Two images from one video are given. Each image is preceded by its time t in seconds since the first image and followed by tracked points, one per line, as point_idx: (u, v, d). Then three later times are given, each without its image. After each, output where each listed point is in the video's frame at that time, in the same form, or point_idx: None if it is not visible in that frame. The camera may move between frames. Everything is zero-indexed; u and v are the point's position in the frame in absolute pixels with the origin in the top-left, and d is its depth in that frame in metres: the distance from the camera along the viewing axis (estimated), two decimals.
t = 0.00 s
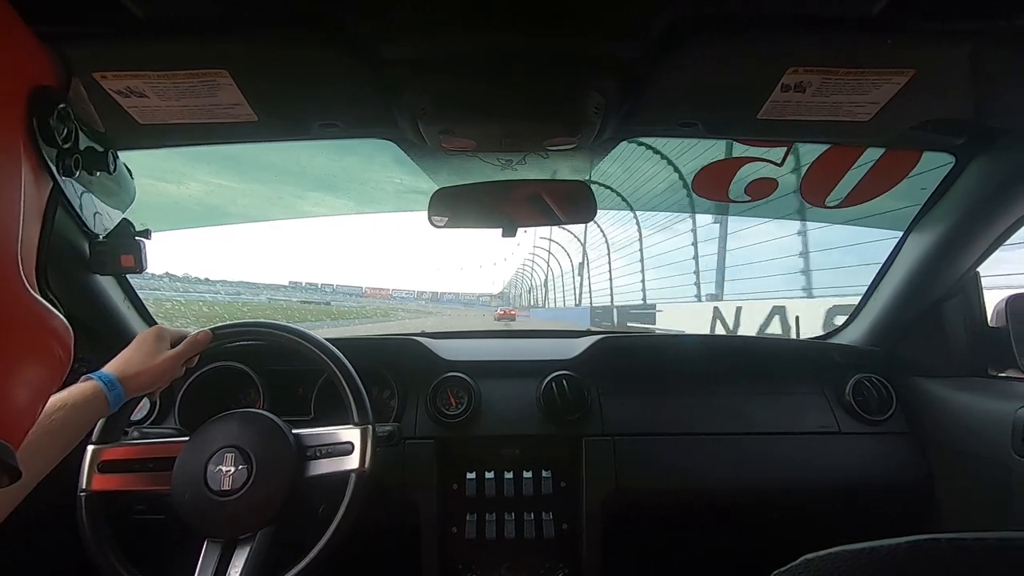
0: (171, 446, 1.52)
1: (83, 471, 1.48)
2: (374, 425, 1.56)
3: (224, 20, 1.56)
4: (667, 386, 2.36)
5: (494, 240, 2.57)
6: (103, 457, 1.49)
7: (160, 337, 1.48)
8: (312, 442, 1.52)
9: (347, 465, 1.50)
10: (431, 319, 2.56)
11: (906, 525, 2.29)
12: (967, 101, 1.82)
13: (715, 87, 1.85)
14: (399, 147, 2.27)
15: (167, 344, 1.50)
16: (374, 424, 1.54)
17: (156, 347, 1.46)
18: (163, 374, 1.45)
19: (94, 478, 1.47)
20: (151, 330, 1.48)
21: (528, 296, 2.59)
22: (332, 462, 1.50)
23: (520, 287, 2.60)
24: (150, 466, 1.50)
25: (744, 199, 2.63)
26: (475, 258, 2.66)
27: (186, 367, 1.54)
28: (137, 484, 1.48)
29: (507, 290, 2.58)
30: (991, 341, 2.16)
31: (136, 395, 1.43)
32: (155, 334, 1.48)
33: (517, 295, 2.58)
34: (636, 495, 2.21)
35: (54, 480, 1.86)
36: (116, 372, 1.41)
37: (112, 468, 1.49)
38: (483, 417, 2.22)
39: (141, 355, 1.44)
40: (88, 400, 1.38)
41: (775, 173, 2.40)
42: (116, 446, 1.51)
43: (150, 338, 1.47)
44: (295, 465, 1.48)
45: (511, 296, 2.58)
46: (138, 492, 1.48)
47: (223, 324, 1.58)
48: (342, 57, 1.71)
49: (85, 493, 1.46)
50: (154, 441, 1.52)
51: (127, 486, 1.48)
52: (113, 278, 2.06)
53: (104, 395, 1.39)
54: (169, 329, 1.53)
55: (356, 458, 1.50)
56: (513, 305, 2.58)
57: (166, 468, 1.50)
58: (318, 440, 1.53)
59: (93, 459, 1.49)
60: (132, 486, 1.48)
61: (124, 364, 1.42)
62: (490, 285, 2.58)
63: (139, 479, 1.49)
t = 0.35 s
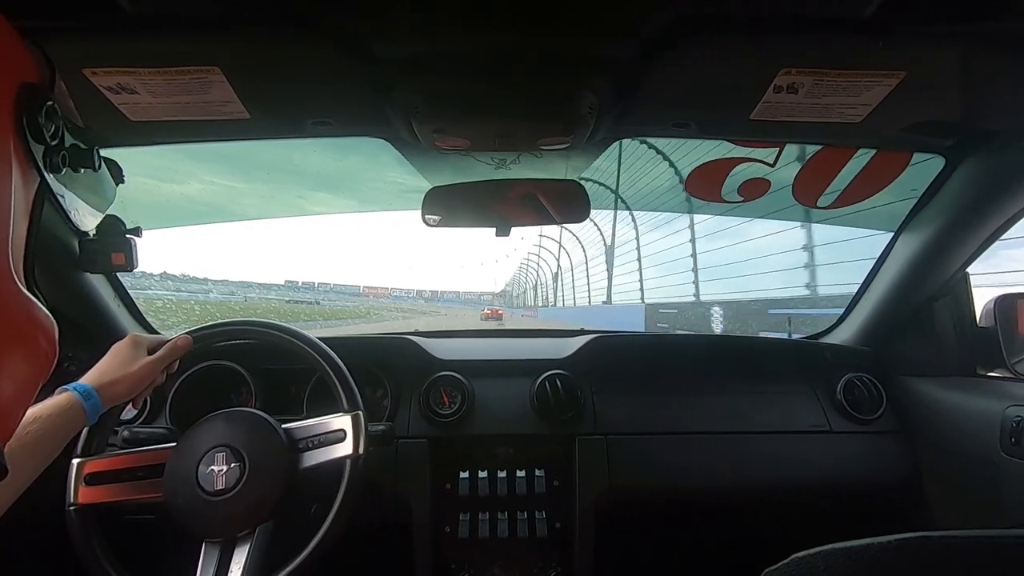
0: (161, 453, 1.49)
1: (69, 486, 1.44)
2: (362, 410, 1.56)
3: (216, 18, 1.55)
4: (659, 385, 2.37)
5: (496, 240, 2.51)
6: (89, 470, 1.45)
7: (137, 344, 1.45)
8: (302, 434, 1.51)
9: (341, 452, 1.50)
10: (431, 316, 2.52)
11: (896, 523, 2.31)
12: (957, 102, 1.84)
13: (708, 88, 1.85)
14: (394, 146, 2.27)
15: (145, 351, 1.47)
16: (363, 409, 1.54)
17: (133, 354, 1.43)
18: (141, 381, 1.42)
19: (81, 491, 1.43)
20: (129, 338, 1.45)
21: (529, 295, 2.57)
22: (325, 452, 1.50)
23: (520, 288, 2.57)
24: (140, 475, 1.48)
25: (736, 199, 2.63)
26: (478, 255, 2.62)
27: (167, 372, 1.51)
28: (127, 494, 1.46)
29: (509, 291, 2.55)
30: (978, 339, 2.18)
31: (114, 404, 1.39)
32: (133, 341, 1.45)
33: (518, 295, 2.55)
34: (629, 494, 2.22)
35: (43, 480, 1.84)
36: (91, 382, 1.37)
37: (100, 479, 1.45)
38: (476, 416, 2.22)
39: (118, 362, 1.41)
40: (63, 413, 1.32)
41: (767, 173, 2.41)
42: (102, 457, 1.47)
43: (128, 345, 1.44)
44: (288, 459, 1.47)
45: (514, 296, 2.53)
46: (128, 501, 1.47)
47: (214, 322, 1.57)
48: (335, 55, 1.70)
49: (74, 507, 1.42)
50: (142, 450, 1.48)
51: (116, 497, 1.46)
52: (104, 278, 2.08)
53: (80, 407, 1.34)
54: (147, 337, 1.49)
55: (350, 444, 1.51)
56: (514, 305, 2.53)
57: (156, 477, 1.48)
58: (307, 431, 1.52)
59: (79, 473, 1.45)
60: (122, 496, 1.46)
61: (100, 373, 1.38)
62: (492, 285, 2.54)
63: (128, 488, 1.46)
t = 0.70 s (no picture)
0: (148, 458, 1.48)
1: (55, 493, 1.42)
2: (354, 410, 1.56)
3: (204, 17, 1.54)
4: (651, 385, 2.38)
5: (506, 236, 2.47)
6: (75, 476, 1.44)
7: (122, 347, 1.41)
8: (292, 434, 1.50)
9: (332, 451, 1.48)
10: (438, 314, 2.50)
11: (885, 520, 2.33)
12: (943, 104, 1.86)
13: (697, 89, 1.87)
14: (383, 145, 2.26)
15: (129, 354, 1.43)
16: (354, 407, 1.54)
17: (120, 358, 1.38)
18: (129, 385, 1.38)
19: (68, 498, 1.42)
20: (114, 341, 1.40)
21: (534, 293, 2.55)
22: (316, 451, 1.49)
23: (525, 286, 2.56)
24: (128, 479, 1.46)
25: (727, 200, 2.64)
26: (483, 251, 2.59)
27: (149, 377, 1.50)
28: (114, 500, 1.45)
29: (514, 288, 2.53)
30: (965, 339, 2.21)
31: (102, 408, 1.32)
32: (118, 344, 1.40)
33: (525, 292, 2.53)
34: (620, 493, 2.23)
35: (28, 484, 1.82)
36: (79, 386, 1.29)
37: (87, 485, 1.44)
38: (468, 417, 2.22)
39: (106, 366, 1.35)
40: (52, 417, 1.21)
41: (756, 174, 2.44)
42: (87, 463, 1.45)
43: (112, 349, 1.39)
44: (278, 459, 1.46)
45: (523, 296, 2.52)
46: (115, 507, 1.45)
47: (205, 323, 1.56)
48: (325, 54, 1.69)
49: (60, 514, 1.40)
50: (130, 454, 1.48)
51: (103, 503, 1.44)
52: (90, 277, 2.13)
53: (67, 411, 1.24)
54: (131, 340, 1.45)
55: (341, 442, 1.50)
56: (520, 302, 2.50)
57: (143, 481, 1.47)
58: (298, 432, 1.51)
59: (64, 480, 1.43)
60: (109, 502, 1.44)
61: (88, 377, 1.31)
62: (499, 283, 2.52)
63: (115, 494, 1.45)
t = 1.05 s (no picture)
0: (136, 468, 1.46)
1: (39, 512, 1.38)
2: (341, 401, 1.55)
3: (195, 16, 1.53)
4: (642, 385, 2.39)
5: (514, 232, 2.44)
6: (59, 493, 1.40)
7: (97, 359, 1.39)
8: (280, 430, 1.49)
9: (323, 441, 1.48)
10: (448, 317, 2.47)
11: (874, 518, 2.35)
12: (928, 107, 1.88)
13: (688, 91, 1.88)
14: (374, 146, 2.24)
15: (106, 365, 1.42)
16: (341, 398, 1.54)
17: (95, 370, 1.37)
18: (106, 394, 1.37)
19: (53, 516, 1.38)
20: (87, 354, 1.39)
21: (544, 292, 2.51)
22: (304, 445, 1.49)
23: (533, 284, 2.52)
24: (116, 491, 1.43)
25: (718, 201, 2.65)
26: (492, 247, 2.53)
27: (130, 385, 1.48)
28: (104, 513, 1.42)
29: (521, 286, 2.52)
30: (951, 337, 2.24)
31: (79, 422, 1.33)
32: (93, 356, 1.39)
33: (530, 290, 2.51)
34: (612, 494, 2.23)
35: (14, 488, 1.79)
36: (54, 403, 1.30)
37: (73, 502, 1.40)
38: (460, 418, 2.22)
39: (81, 380, 1.35)
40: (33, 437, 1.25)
41: (748, 175, 2.46)
42: (71, 478, 1.41)
43: (86, 362, 1.38)
44: (269, 456, 1.45)
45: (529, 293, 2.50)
46: (106, 521, 1.42)
47: (195, 324, 1.56)
48: (317, 54, 1.68)
49: (48, 533, 1.37)
50: (115, 465, 1.45)
51: (92, 517, 1.41)
52: (77, 279, 2.12)
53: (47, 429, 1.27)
54: (103, 351, 1.43)
55: (332, 433, 1.49)
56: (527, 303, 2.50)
57: (133, 492, 1.44)
58: (286, 427, 1.50)
59: (47, 499, 1.39)
60: (99, 516, 1.41)
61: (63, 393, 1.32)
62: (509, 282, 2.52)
63: (105, 507, 1.42)
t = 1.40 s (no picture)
0: (114, 476, 1.43)
1: (13, 528, 1.34)
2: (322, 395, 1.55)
3: (177, 13, 1.50)
4: (628, 386, 2.41)
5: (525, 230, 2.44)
6: (33, 508, 1.36)
7: (65, 368, 1.36)
8: (261, 429, 1.48)
9: (306, 436, 1.47)
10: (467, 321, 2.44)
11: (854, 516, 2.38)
12: (907, 111, 1.92)
13: (673, 94, 1.89)
14: (358, 146, 2.23)
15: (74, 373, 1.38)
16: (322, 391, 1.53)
17: (64, 380, 1.34)
18: (79, 403, 1.35)
19: (29, 530, 1.35)
20: (54, 364, 1.35)
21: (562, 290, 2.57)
22: (285, 442, 1.47)
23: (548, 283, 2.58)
24: (95, 502, 1.41)
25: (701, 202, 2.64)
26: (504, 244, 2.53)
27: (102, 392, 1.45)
28: (84, 525, 1.39)
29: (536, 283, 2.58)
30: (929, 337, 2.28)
31: (51, 434, 1.30)
32: (60, 366, 1.36)
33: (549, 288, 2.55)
34: (597, 494, 2.24)
35: None
36: (22, 416, 1.27)
37: (49, 516, 1.37)
38: (446, 419, 2.22)
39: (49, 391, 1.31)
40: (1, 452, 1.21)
41: (732, 177, 2.46)
42: (44, 492, 1.37)
43: (54, 372, 1.34)
44: (251, 454, 1.43)
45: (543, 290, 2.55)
46: (87, 531, 1.40)
47: (176, 325, 1.53)
48: (302, 52, 1.67)
49: (25, 548, 1.34)
50: (93, 475, 1.42)
51: (71, 529, 1.38)
52: (53, 279, 2.08)
53: (17, 442, 1.24)
54: (72, 360, 1.40)
55: (315, 427, 1.49)
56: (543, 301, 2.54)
57: (114, 501, 1.42)
58: (267, 425, 1.48)
59: (20, 514, 1.35)
60: (78, 528, 1.38)
61: (32, 406, 1.28)
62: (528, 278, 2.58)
63: (84, 518, 1.39)
